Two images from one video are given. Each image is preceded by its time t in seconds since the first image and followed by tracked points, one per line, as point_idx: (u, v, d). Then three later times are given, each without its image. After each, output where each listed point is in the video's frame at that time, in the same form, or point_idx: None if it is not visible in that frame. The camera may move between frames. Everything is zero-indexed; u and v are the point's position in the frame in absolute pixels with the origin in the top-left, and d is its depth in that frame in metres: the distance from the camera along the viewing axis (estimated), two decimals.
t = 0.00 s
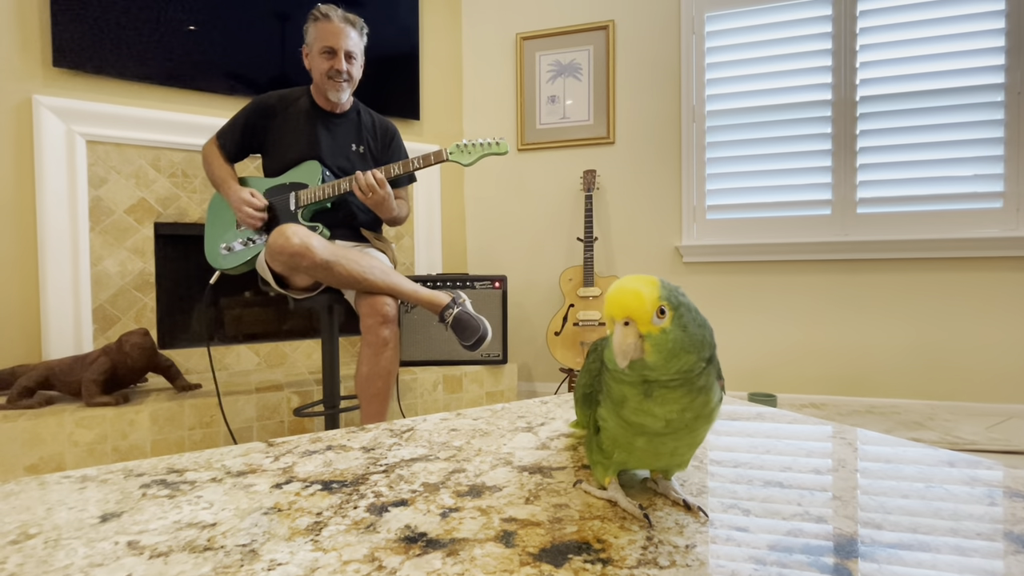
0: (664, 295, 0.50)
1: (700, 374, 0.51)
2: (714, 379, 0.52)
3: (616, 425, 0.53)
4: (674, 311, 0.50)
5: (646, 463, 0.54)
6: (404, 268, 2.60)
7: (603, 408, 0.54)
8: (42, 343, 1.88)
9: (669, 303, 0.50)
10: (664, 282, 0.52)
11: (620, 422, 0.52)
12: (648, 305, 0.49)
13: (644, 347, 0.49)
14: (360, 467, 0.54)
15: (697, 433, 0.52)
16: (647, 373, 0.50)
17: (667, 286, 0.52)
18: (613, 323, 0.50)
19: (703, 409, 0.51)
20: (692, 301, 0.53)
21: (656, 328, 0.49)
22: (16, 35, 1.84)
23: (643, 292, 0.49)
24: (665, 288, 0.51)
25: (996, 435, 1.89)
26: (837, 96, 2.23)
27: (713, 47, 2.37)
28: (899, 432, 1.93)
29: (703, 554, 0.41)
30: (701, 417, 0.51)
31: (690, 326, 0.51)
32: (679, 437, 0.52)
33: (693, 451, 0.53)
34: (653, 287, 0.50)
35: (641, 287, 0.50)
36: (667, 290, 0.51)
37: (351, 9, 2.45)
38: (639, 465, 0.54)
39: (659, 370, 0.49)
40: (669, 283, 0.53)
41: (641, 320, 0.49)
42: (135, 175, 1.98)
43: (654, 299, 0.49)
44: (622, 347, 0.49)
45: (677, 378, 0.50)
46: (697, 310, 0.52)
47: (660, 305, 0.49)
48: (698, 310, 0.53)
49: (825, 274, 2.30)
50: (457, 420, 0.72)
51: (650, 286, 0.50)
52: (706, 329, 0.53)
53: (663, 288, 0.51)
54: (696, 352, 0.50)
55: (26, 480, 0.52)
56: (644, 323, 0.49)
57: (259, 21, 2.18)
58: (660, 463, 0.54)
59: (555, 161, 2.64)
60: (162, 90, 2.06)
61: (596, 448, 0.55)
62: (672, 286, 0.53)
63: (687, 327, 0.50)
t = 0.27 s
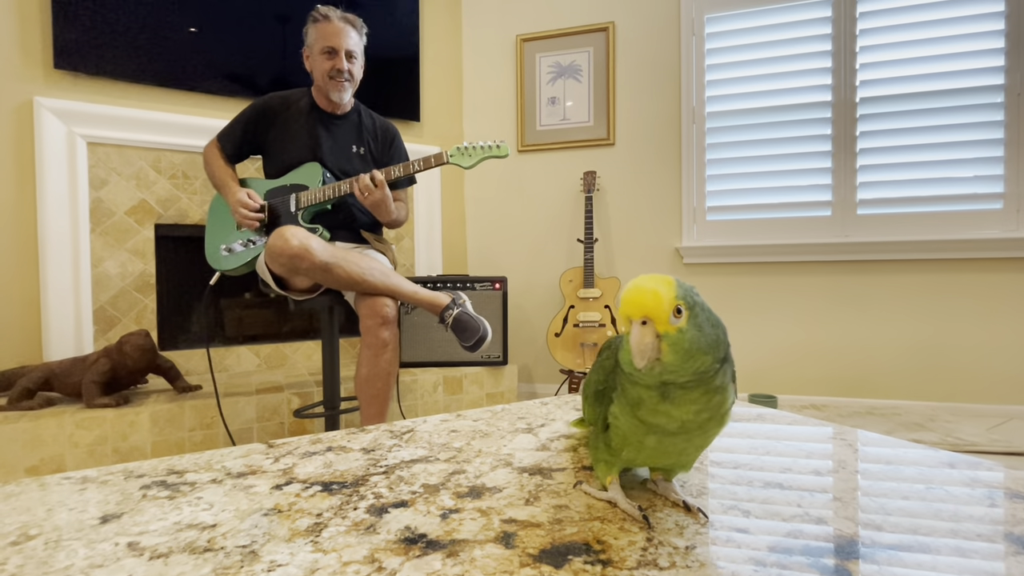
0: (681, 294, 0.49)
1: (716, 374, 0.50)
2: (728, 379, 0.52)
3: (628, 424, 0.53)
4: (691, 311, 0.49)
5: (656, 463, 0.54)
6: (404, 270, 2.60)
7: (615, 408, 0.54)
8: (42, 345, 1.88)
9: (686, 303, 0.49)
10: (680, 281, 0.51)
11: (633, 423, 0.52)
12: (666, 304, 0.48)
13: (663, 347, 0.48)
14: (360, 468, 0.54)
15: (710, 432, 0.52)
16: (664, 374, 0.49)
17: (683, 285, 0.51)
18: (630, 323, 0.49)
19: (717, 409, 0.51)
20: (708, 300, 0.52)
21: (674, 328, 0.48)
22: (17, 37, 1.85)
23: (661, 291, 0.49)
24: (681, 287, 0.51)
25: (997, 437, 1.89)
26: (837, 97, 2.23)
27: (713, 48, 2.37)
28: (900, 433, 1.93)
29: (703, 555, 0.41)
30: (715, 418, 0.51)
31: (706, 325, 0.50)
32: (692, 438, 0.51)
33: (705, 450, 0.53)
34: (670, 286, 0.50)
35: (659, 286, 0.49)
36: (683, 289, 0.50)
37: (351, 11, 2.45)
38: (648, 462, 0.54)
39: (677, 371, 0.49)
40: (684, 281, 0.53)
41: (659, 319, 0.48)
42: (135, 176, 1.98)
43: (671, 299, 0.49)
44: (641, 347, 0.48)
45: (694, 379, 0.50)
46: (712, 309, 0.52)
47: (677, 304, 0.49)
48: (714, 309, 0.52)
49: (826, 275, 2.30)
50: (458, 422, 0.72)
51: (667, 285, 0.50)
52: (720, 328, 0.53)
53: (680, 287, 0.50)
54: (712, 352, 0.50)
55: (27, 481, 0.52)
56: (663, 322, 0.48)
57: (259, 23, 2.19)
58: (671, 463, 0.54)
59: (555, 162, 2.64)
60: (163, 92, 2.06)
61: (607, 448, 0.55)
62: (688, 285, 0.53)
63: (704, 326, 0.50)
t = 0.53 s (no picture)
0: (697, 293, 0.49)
1: (732, 372, 0.50)
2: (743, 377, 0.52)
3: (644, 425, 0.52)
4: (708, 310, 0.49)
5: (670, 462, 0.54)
6: (404, 270, 2.60)
7: (630, 407, 0.53)
8: (42, 346, 1.88)
9: (703, 302, 0.49)
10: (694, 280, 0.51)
11: (650, 422, 0.51)
12: (685, 304, 0.47)
13: (681, 347, 0.47)
14: (360, 468, 0.54)
15: (726, 429, 0.51)
16: (681, 374, 0.49)
17: (697, 283, 0.51)
18: (649, 324, 0.48)
19: (733, 406, 0.50)
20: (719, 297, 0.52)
21: (693, 328, 0.48)
22: (18, 38, 1.85)
23: (679, 290, 0.48)
24: (696, 285, 0.50)
25: (997, 437, 1.88)
26: (837, 98, 2.23)
27: (713, 49, 2.37)
28: (900, 434, 1.93)
29: (704, 554, 0.41)
30: (730, 416, 0.51)
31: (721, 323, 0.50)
32: (708, 436, 0.51)
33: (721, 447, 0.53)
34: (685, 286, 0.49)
35: (677, 285, 0.48)
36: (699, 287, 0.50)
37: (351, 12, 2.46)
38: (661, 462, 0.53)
39: (696, 370, 0.48)
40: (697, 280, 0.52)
41: (678, 319, 0.47)
42: (135, 177, 1.99)
43: (689, 298, 0.48)
44: (662, 348, 0.47)
45: (712, 378, 0.49)
46: (726, 307, 0.51)
47: (695, 303, 0.48)
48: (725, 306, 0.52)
49: (825, 275, 2.30)
50: (457, 422, 0.72)
51: (683, 284, 0.49)
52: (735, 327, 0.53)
53: (695, 285, 0.50)
54: (729, 349, 0.49)
55: (26, 481, 0.52)
56: (682, 322, 0.47)
57: (259, 24, 2.19)
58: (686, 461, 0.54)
59: (555, 163, 2.64)
60: (163, 93, 2.06)
61: (620, 449, 0.54)
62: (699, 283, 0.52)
63: (720, 324, 0.50)
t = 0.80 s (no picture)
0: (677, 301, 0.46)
1: (715, 383, 0.47)
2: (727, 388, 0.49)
3: (627, 442, 0.49)
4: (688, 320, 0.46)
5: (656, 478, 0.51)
6: (404, 271, 2.60)
7: (610, 422, 0.51)
8: (43, 347, 1.88)
9: (682, 311, 0.46)
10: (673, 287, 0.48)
11: (631, 439, 0.49)
12: (664, 316, 0.44)
13: (661, 363, 0.44)
14: (360, 468, 0.54)
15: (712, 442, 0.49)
16: (660, 391, 0.46)
17: (676, 291, 0.48)
18: (625, 339, 0.45)
19: (719, 419, 0.48)
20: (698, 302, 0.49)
21: (672, 341, 0.45)
22: (19, 40, 1.85)
23: (657, 300, 0.45)
24: (675, 294, 0.47)
25: (998, 437, 1.88)
26: (837, 99, 2.23)
27: (713, 50, 2.37)
28: (901, 434, 1.93)
29: (703, 553, 0.42)
30: (716, 430, 0.49)
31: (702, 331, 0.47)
32: (693, 451, 0.49)
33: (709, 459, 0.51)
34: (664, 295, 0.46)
35: (654, 296, 0.45)
36: (677, 295, 0.47)
37: (352, 13, 2.46)
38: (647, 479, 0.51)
39: (676, 386, 0.46)
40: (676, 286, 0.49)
41: (657, 333, 0.44)
42: (136, 178, 1.99)
43: (669, 310, 0.45)
44: (641, 366, 0.44)
45: (693, 393, 0.47)
46: (707, 314, 0.49)
47: (674, 314, 0.45)
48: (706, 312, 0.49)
49: (826, 275, 2.30)
50: (458, 422, 0.72)
51: (661, 293, 0.46)
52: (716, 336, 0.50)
53: (675, 294, 0.46)
54: (711, 361, 0.47)
55: (28, 481, 0.52)
56: (660, 336, 0.44)
57: (259, 25, 2.19)
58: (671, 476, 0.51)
59: (555, 164, 2.64)
60: (164, 94, 2.07)
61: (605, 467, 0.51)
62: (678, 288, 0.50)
63: (700, 334, 0.47)
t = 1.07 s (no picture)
0: (649, 309, 0.46)
1: (689, 391, 0.48)
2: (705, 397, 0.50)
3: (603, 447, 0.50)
4: (660, 328, 0.46)
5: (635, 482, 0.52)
6: (406, 272, 2.61)
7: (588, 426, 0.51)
8: (46, 348, 1.88)
9: (655, 319, 0.46)
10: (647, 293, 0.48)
11: (608, 444, 0.50)
12: (633, 324, 0.45)
13: (629, 372, 0.45)
14: (361, 468, 0.54)
15: (689, 448, 0.49)
16: (632, 399, 0.47)
17: (650, 298, 0.48)
18: (594, 347, 0.46)
19: (695, 427, 0.49)
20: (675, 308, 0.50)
21: (642, 350, 0.45)
22: (21, 42, 1.85)
23: (627, 309, 0.45)
24: (648, 302, 0.47)
25: (1001, 437, 1.88)
26: (838, 98, 2.23)
27: (713, 50, 2.37)
28: (903, 434, 1.93)
29: (704, 552, 0.42)
30: (695, 440, 0.49)
31: (676, 339, 0.48)
32: (670, 457, 0.49)
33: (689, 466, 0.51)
34: (636, 301, 0.46)
35: (624, 305, 0.45)
36: (651, 302, 0.47)
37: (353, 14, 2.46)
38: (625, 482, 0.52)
39: (647, 395, 0.46)
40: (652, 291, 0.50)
41: (625, 343, 0.45)
42: (138, 179, 1.99)
43: (640, 318, 0.45)
44: (608, 373, 0.45)
45: (665, 401, 0.47)
46: (684, 320, 0.49)
47: (645, 323, 0.45)
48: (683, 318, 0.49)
49: (827, 275, 2.30)
50: (459, 422, 0.72)
51: (633, 300, 0.46)
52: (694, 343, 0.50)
53: (648, 301, 0.47)
54: (684, 369, 0.47)
55: (30, 481, 0.52)
56: (629, 345, 0.45)
57: (260, 26, 2.20)
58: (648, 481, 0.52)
59: (556, 164, 2.64)
60: (166, 95, 2.07)
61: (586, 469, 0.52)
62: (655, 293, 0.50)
63: (674, 341, 0.47)
